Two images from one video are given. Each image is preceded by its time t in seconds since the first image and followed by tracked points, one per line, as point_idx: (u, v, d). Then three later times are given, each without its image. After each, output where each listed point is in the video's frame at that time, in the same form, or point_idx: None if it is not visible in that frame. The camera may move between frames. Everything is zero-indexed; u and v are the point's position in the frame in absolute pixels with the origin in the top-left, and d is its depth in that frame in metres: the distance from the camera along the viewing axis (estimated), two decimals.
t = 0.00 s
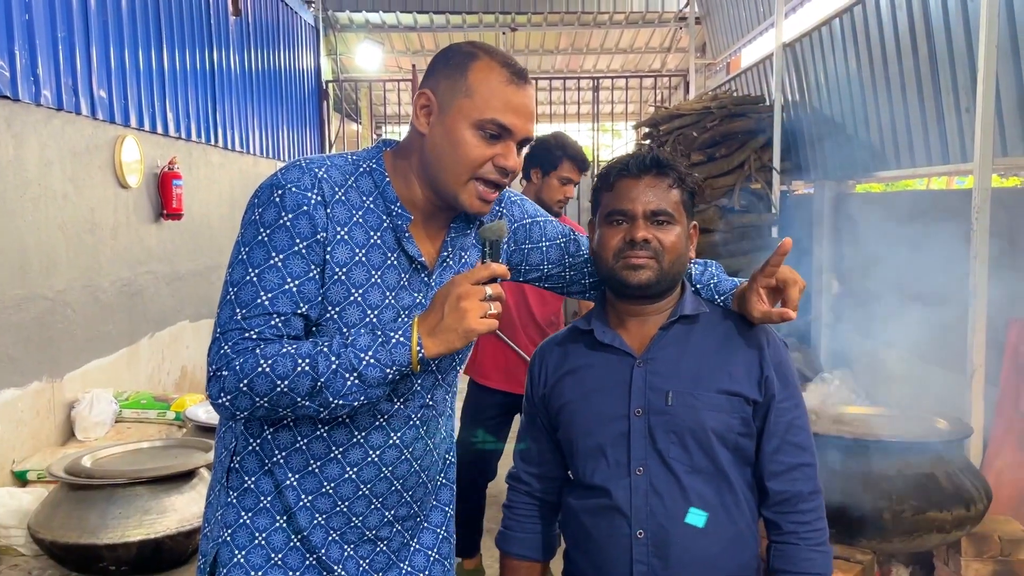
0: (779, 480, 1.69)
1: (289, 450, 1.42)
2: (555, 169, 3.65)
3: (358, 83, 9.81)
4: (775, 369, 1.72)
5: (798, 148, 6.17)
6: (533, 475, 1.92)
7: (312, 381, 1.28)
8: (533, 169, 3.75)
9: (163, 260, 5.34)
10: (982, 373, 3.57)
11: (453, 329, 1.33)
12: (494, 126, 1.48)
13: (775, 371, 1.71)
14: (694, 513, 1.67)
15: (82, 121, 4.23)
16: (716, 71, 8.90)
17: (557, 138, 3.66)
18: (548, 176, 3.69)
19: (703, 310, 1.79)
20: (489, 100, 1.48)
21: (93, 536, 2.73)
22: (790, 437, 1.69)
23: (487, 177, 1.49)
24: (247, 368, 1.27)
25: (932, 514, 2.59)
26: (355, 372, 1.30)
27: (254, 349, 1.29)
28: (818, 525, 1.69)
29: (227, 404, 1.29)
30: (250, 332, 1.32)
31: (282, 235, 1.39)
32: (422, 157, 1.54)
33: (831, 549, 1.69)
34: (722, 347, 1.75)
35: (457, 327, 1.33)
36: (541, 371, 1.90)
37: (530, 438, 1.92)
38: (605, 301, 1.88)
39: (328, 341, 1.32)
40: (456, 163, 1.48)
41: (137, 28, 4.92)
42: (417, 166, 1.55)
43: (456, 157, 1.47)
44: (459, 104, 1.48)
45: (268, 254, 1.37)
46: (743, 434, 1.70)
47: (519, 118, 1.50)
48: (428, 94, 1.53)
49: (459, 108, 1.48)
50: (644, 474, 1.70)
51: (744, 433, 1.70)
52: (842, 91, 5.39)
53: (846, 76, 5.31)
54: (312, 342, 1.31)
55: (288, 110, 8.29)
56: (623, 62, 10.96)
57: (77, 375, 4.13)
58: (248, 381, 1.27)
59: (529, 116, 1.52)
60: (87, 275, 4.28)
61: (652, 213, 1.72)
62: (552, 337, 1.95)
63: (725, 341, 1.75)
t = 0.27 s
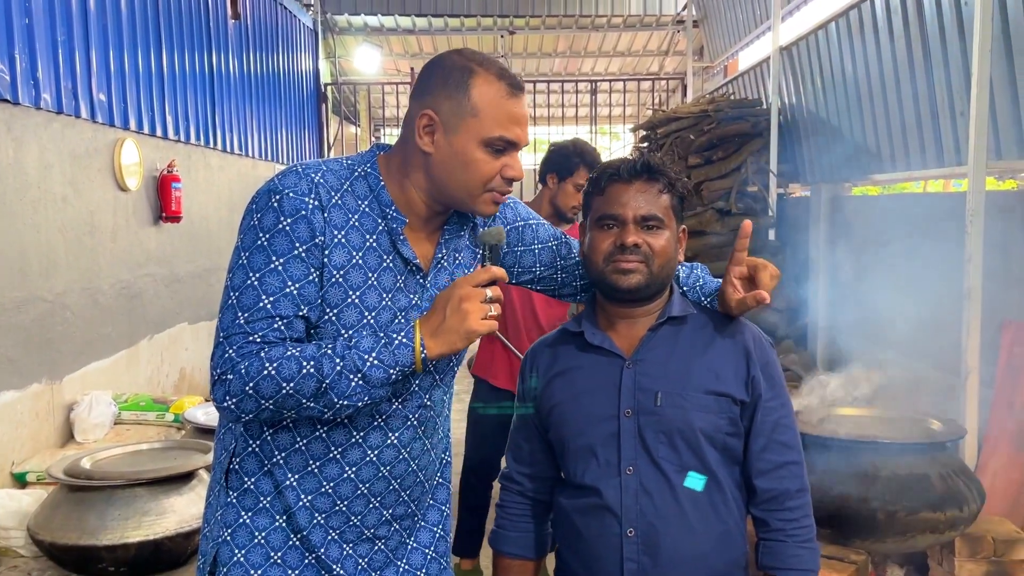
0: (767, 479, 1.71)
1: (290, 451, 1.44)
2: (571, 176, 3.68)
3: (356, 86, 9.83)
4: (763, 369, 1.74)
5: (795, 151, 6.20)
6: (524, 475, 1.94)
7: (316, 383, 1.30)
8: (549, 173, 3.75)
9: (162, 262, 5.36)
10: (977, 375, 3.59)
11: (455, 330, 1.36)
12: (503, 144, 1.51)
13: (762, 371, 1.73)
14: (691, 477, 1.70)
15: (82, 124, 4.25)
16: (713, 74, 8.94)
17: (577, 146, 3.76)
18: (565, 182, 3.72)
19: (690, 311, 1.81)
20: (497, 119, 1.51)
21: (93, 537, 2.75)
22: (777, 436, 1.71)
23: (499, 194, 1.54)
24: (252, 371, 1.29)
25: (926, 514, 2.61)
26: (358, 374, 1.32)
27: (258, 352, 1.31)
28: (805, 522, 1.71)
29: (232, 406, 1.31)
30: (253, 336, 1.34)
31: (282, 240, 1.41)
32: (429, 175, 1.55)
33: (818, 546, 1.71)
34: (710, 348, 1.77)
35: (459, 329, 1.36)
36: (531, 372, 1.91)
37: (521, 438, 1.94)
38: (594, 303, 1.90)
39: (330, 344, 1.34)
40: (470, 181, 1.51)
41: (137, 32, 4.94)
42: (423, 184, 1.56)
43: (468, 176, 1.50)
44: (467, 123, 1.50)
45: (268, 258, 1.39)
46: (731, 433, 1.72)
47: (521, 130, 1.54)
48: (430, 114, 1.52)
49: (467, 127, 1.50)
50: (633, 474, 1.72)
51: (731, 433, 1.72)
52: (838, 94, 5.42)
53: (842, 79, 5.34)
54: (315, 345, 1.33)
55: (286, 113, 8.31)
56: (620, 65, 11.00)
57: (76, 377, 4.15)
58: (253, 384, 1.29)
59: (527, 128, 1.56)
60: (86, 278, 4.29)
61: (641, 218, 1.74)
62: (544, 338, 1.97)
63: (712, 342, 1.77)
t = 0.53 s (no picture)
0: (753, 476, 1.73)
1: (285, 449, 1.46)
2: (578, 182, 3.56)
3: (355, 89, 9.87)
4: (750, 368, 1.76)
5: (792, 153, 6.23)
6: (514, 471, 1.95)
7: (310, 382, 1.32)
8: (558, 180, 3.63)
9: (161, 265, 5.38)
10: (971, 376, 3.61)
11: (446, 330, 1.38)
12: (487, 133, 1.53)
13: (749, 370, 1.75)
14: (688, 483, 1.72)
15: (81, 126, 4.27)
16: (711, 77, 8.99)
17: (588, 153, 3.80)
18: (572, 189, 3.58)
19: (681, 311, 1.83)
20: (480, 109, 1.53)
21: (92, 538, 2.76)
22: (763, 434, 1.73)
23: (484, 181, 1.54)
24: (247, 371, 1.31)
25: (919, 515, 2.62)
26: (351, 373, 1.34)
27: (253, 352, 1.33)
28: (790, 519, 1.73)
29: (227, 406, 1.33)
30: (248, 336, 1.36)
31: (275, 242, 1.43)
32: (415, 167, 1.57)
33: (802, 543, 1.73)
34: (698, 347, 1.79)
35: (450, 328, 1.38)
36: (521, 370, 1.93)
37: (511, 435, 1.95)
38: (584, 302, 1.91)
39: (324, 343, 1.36)
40: (455, 172, 1.52)
41: (137, 36, 4.97)
42: (410, 175, 1.58)
43: (453, 166, 1.52)
44: (450, 114, 1.52)
45: (262, 260, 1.41)
46: (718, 431, 1.74)
47: (506, 122, 1.56)
48: (415, 106, 1.55)
49: (450, 118, 1.52)
50: (622, 471, 1.74)
51: (718, 431, 1.74)
52: (834, 97, 5.45)
53: (838, 83, 5.37)
54: (308, 345, 1.35)
55: (286, 116, 8.34)
56: (618, 68, 11.04)
57: (75, 379, 4.16)
58: (248, 383, 1.31)
59: (512, 120, 1.58)
60: (85, 280, 4.31)
61: (633, 219, 1.76)
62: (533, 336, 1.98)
63: (701, 341, 1.79)
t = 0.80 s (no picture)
0: (742, 471, 1.75)
1: (279, 442, 1.47)
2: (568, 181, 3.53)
3: (355, 91, 9.90)
4: (739, 365, 1.77)
5: (790, 155, 6.26)
6: (507, 467, 1.96)
7: (299, 373, 1.33)
8: (548, 179, 3.60)
9: (161, 267, 5.40)
10: (967, 377, 3.63)
11: (434, 323, 1.39)
12: (462, 110, 1.54)
13: (738, 368, 1.77)
14: (664, 516, 1.73)
15: (81, 128, 4.28)
16: (709, 79, 9.02)
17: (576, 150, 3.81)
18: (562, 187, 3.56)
19: (673, 310, 1.85)
20: (448, 88, 1.54)
21: (92, 537, 2.78)
22: (752, 430, 1.75)
23: (467, 159, 1.56)
24: (237, 361, 1.33)
25: (913, 513, 2.64)
26: (340, 363, 1.35)
27: (243, 344, 1.34)
28: (778, 516, 1.75)
29: (218, 397, 1.34)
30: (238, 328, 1.37)
31: (264, 235, 1.44)
32: (398, 158, 1.59)
33: (790, 539, 1.75)
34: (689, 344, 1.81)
35: (437, 321, 1.39)
36: (515, 367, 1.95)
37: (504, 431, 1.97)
38: (578, 299, 1.93)
39: (313, 335, 1.38)
40: (435, 154, 1.54)
41: (137, 38, 4.99)
42: (395, 168, 1.60)
43: (432, 149, 1.54)
44: (421, 100, 1.54)
45: (251, 253, 1.43)
46: (707, 427, 1.75)
47: (480, 97, 1.56)
48: (388, 102, 1.57)
49: (422, 104, 1.54)
50: (613, 466, 1.75)
51: (708, 427, 1.75)
52: (832, 99, 5.47)
53: (835, 85, 5.39)
54: (297, 337, 1.37)
55: (285, 118, 8.37)
56: (618, 70, 11.07)
57: (75, 380, 4.18)
58: (238, 374, 1.32)
59: (485, 94, 1.58)
60: (85, 281, 4.33)
61: (627, 218, 1.78)
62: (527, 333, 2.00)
63: (692, 338, 1.81)
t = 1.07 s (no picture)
0: (744, 473, 1.74)
1: (280, 443, 1.47)
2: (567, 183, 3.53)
3: (356, 93, 9.91)
4: (741, 365, 1.77)
5: (791, 157, 6.25)
6: (508, 470, 1.96)
7: (296, 370, 1.33)
8: (547, 182, 3.60)
9: (162, 268, 5.40)
10: (969, 379, 3.62)
11: (431, 316, 1.39)
12: (459, 115, 1.54)
13: (739, 368, 1.76)
14: (650, 506, 1.73)
15: (82, 130, 4.29)
16: (711, 81, 9.03)
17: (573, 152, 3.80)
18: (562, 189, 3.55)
19: (673, 311, 1.85)
20: (447, 92, 1.54)
21: (93, 539, 2.78)
22: (754, 432, 1.74)
23: (464, 163, 1.56)
24: (234, 359, 1.32)
25: (916, 516, 2.63)
26: (337, 360, 1.35)
27: (241, 342, 1.34)
28: (781, 517, 1.74)
29: (216, 395, 1.34)
30: (236, 326, 1.37)
31: (262, 234, 1.44)
32: (396, 160, 1.58)
33: (794, 540, 1.74)
34: (690, 345, 1.80)
35: (434, 314, 1.39)
36: (515, 369, 1.94)
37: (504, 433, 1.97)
38: (578, 300, 1.92)
39: (311, 333, 1.37)
40: (433, 159, 1.54)
41: (138, 40, 5.00)
42: (392, 169, 1.60)
43: (430, 154, 1.54)
44: (419, 103, 1.53)
45: (249, 252, 1.43)
46: (709, 428, 1.75)
47: (479, 102, 1.56)
48: (387, 103, 1.57)
49: (420, 107, 1.53)
50: (614, 468, 1.75)
51: (709, 428, 1.75)
52: (833, 101, 5.47)
53: (836, 87, 5.39)
54: (295, 334, 1.37)
55: (287, 120, 8.38)
56: (619, 72, 11.08)
57: (76, 382, 4.18)
58: (236, 372, 1.32)
59: (485, 99, 1.59)
60: (87, 283, 4.33)
61: (626, 220, 1.77)
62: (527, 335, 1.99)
63: (693, 338, 1.81)
